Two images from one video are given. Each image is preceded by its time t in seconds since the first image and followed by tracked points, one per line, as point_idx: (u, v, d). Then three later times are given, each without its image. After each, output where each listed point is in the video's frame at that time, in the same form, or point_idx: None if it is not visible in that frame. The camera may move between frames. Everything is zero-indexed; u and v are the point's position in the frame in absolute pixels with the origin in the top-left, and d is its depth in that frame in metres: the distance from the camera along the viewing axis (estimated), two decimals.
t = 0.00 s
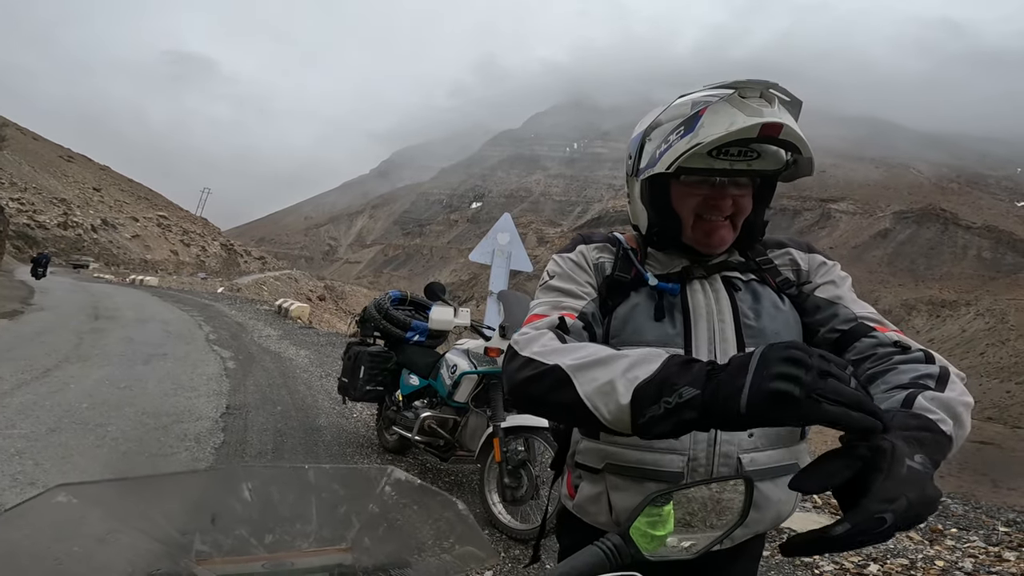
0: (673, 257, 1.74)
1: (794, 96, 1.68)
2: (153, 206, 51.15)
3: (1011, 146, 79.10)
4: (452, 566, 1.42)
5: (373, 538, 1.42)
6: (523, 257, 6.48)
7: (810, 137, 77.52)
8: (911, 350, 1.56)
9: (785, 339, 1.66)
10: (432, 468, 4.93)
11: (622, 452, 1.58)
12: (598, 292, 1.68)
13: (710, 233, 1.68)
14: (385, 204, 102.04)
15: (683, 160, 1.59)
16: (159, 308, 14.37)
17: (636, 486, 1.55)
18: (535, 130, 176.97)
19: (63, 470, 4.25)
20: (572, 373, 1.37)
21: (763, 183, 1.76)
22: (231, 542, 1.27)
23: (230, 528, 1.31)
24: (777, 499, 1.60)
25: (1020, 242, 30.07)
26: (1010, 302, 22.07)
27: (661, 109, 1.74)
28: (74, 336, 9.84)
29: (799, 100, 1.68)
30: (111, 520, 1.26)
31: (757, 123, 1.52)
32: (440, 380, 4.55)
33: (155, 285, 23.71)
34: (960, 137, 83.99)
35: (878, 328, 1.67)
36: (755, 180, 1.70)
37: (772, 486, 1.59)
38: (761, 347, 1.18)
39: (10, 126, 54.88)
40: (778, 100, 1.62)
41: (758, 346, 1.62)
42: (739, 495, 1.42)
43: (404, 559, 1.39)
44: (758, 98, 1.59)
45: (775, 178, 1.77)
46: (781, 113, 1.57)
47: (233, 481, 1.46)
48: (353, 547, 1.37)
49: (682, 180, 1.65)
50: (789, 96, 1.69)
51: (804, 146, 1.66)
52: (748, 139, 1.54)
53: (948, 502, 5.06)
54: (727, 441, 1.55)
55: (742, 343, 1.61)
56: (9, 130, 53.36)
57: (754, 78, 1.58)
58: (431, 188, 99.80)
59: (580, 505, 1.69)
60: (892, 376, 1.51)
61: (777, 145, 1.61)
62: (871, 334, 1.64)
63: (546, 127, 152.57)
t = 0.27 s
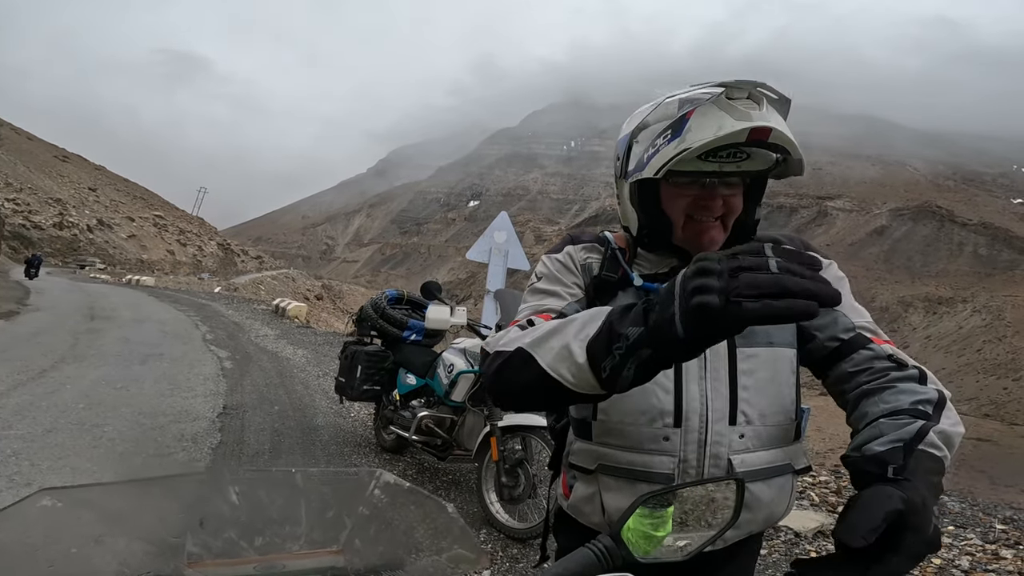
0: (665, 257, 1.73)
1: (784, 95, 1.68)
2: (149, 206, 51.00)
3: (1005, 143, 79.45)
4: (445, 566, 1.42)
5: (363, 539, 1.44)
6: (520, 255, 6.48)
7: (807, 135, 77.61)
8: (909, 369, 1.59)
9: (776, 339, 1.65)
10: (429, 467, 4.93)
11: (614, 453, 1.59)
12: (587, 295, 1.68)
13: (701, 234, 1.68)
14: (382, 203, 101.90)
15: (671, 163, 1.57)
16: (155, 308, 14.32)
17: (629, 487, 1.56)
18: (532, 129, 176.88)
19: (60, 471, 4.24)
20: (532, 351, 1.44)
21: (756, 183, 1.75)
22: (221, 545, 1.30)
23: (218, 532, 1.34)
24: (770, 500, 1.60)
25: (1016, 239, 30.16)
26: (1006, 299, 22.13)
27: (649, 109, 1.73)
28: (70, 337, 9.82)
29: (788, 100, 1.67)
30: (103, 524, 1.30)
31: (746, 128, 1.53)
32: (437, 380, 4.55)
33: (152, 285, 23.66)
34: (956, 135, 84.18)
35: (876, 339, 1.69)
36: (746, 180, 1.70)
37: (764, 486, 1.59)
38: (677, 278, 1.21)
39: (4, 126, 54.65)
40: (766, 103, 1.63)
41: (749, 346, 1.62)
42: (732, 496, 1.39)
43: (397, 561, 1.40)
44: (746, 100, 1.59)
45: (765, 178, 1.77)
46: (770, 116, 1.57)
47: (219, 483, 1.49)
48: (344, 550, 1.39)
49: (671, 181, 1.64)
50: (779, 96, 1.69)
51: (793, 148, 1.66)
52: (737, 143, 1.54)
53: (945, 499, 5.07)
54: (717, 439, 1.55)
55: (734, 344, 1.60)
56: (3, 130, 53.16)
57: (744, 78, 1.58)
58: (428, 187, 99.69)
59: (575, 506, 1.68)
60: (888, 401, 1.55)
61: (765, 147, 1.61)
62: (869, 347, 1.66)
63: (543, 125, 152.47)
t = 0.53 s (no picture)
0: (657, 259, 1.74)
1: (775, 98, 1.67)
2: (146, 207, 50.90)
3: (1001, 141, 79.62)
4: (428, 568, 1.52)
5: (344, 541, 1.50)
6: (517, 254, 6.47)
7: (804, 134, 77.72)
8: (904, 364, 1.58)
9: (771, 336, 1.65)
10: (427, 467, 4.93)
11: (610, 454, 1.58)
12: (582, 292, 1.69)
13: (694, 237, 1.68)
14: (380, 203, 101.80)
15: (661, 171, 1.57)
16: (152, 309, 14.31)
17: (626, 488, 1.56)
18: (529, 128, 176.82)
19: (54, 472, 4.23)
20: (552, 393, 1.37)
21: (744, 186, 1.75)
22: (200, 545, 1.34)
23: (194, 533, 1.37)
24: (769, 500, 1.58)
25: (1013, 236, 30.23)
26: (1003, 296, 22.18)
27: (638, 112, 1.72)
28: (67, 338, 9.79)
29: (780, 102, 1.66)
30: (74, 527, 1.30)
31: (735, 137, 1.51)
32: (433, 379, 4.54)
33: (149, 285, 23.60)
34: (953, 133, 84.35)
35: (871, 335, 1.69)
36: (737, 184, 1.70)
37: (762, 486, 1.57)
38: (753, 390, 1.19)
39: None
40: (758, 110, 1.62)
41: (744, 345, 1.62)
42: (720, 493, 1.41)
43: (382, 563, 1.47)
44: (737, 107, 1.59)
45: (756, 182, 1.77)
46: (761, 124, 1.57)
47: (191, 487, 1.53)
48: (328, 551, 1.45)
49: (661, 187, 1.64)
50: (769, 98, 1.68)
51: (785, 151, 1.65)
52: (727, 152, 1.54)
53: (943, 497, 5.07)
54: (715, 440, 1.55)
55: (729, 342, 1.61)
56: None
57: (733, 84, 1.58)
58: (426, 187, 99.62)
59: (572, 506, 1.68)
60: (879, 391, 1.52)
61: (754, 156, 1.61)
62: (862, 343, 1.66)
63: (541, 124, 152.44)
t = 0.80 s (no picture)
0: (646, 245, 1.73)
1: (758, 80, 1.69)
2: (143, 206, 50.82)
3: (998, 139, 79.78)
4: (407, 552, 1.39)
5: (325, 524, 1.41)
6: (514, 250, 6.47)
7: (801, 132, 77.80)
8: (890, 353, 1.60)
9: (763, 323, 1.65)
10: (423, 462, 4.93)
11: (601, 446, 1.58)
12: (573, 280, 1.68)
13: (684, 220, 1.67)
14: (378, 202, 101.72)
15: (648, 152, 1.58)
16: (149, 307, 14.30)
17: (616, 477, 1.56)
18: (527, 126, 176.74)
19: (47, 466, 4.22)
20: (551, 389, 1.36)
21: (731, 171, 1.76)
22: (174, 525, 1.27)
23: (169, 512, 1.31)
24: (761, 488, 1.60)
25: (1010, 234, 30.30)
26: (1000, 293, 22.25)
27: (622, 96, 1.73)
28: (63, 336, 9.78)
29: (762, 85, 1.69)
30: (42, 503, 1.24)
31: (721, 116, 1.53)
32: (428, 375, 4.55)
33: (147, 284, 23.59)
34: (951, 132, 84.51)
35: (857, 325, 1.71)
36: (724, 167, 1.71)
37: (754, 475, 1.59)
38: (742, 361, 1.15)
39: None
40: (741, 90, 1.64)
41: (736, 332, 1.62)
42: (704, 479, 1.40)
43: (363, 548, 1.37)
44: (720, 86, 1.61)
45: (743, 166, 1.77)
46: (745, 104, 1.59)
47: (162, 461, 1.47)
48: (308, 534, 1.36)
49: (649, 170, 1.64)
50: (752, 81, 1.71)
51: (769, 132, 1.67)
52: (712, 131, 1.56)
53: (939, 493, 5.09)
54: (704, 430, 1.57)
55: (719, 329, 1.61)
56: None
57: (715, 65, 1.59)
58: (424, 185, 99.57)
59: (564, 499, 1.69)
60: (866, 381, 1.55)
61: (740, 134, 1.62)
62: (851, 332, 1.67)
63: (539, 122, 152.39)
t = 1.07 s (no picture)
0: (649, 251, 1.73)
1: (768, 83, 1.69)
2: (142, 207, 50.81)
3: (996, 137, 79.86)
4: (414, 559, 1.42)
5: (332, 530, 1.43)
6: (514, 251, 6.47)
7: (800, 130, 77.81)
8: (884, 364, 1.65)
9: (768, 330, 1.66)
10: (424, 463, 4.93)
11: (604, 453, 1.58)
12: (572, 286, 1.68)
13: (691, 226, 1.66)
14: (377, 202, 101.71)
15: (657, 155, 1.56)
16: (149, 308, 14.30)
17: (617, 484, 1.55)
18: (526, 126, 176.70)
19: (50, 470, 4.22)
20: (547, 413, 1.37)
21: (740, 175, 1.74)
22: (182, 533, 1.28)
23: (177, 519, 1.32)
24: (763, 494, 1.59)
25: (1009, 232, 30.32)
26: (1000, 291, 22.26)
27: (629, 100, 1.72)
28: (63, 338, 9.78)
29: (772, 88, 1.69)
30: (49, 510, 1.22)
31: (734, 121, 1.53)
32: (429, 376, 4.55)
33: (146, 285, 23.59)
34: (949, 130, 84.55)
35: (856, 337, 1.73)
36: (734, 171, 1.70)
37: (757, 480, 1.58)
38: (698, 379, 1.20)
39: None
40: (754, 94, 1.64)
41: (739, 338, 1.63)
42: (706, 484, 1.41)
43: (368, 553, 1.39)
44: (730, 90, 1.61)
45: (752, 170, 1.76)
46: (757, 109, 1.59)
47: (171, 468, 1.45)
48: (314, 541, 1.38)
49: (656, 175, 1.63)
50: (763, 84, 1.70)
51: (780, 136, 1.66)
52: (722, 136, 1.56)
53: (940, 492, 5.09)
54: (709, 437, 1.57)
55: (723, 335, 1.62)
56: None
57: (727, 70, 1.59)
58: (423, 186, 99.58)
59: (567, 503, 1.69)
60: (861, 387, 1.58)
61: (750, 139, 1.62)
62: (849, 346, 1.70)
63: (538, 122, 152.36)
